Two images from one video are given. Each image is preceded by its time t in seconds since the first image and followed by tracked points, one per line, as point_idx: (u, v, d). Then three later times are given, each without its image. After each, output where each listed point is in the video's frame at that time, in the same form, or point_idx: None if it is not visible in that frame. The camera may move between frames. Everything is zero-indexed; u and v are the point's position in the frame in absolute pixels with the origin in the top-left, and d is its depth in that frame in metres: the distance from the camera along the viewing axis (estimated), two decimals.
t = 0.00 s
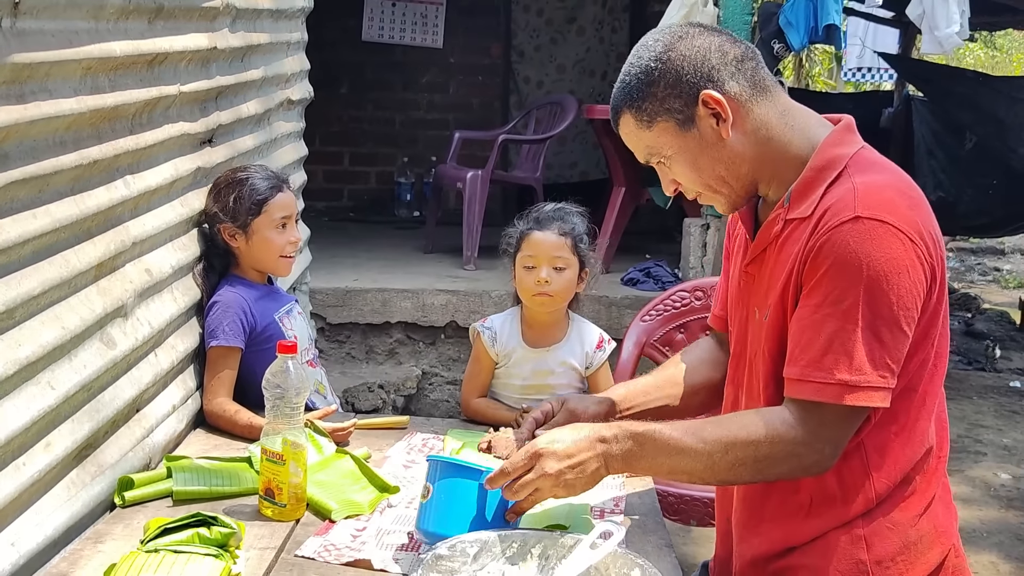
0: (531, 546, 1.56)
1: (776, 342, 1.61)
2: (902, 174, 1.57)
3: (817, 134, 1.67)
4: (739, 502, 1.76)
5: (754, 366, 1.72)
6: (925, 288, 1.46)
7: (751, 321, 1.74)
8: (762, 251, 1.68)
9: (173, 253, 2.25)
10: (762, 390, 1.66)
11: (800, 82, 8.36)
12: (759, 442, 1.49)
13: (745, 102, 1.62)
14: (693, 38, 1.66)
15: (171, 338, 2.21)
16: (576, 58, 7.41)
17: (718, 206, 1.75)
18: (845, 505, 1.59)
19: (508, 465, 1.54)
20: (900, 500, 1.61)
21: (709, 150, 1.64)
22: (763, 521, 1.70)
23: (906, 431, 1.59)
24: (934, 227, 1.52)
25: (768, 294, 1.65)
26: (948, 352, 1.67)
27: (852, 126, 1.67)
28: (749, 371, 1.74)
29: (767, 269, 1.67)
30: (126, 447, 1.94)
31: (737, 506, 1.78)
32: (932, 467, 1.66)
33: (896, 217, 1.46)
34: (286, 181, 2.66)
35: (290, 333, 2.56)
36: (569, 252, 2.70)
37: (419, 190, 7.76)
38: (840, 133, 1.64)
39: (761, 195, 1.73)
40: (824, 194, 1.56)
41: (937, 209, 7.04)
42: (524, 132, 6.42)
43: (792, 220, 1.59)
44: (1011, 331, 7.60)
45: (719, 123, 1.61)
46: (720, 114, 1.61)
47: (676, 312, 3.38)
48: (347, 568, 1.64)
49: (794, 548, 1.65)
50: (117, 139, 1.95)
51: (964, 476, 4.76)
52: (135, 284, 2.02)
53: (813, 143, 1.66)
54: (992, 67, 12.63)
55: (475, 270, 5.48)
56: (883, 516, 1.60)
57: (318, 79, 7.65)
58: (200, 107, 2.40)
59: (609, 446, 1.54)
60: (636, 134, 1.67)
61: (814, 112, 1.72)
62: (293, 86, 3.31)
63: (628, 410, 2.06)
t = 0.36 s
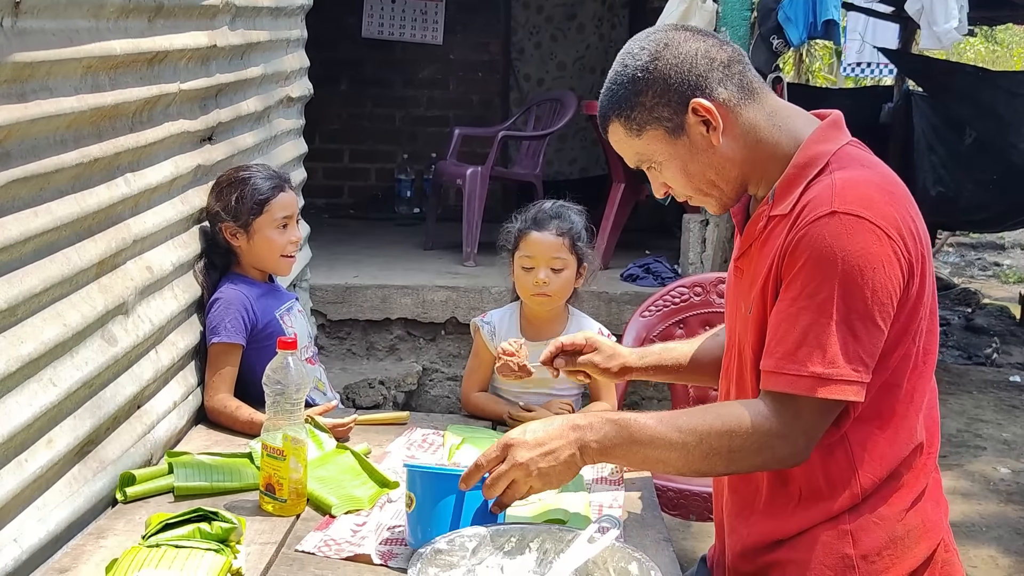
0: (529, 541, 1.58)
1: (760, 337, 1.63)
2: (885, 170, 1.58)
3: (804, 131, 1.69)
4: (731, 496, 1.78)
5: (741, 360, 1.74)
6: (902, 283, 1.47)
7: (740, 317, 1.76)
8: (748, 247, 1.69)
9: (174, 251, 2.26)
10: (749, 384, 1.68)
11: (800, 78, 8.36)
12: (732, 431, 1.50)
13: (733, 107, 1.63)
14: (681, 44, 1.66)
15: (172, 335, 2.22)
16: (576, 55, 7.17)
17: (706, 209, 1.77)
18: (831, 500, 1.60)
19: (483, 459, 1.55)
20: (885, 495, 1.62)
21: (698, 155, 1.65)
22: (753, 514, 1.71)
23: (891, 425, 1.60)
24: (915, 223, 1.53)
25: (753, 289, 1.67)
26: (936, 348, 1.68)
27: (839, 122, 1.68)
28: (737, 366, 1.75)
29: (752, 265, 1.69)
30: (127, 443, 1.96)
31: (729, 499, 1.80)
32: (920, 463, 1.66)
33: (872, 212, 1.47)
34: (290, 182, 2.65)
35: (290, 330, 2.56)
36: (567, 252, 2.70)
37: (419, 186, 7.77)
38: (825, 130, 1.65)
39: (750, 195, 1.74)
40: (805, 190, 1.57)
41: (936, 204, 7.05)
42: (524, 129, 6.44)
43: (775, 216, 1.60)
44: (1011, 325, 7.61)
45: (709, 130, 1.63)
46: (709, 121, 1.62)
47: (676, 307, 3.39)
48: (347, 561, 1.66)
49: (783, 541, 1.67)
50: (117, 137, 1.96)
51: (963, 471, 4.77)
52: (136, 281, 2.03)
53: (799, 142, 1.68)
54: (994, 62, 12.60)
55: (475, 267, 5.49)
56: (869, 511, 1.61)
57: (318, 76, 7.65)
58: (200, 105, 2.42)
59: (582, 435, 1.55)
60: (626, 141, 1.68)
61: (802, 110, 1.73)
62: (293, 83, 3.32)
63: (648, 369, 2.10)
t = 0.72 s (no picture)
0: (530, 534, 1.58)
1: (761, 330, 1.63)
2: (883, 162, 1.58)
3: (801, 125, 1.69)
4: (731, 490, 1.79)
5: (740, 355, 1.74)
6: (900, 273, 1.47)
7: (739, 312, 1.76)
8: (748, 241, 1.69)
9: (176, 246, 2.26)
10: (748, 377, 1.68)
11: (803, 73, 8.35)
12: (743, 417, 1.49)
13: (731, 103, 1.64)
14: (676, 43, 1.66)
15: (174, 330, 2.23)
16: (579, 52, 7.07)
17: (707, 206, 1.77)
18: (830, 493, 1.60)
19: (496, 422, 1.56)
20: (883, 487, 1.62)
21: (697, 153, 1.66)
22: (752, 509, 1.72)
23: (890, 417, 1.60)
24: (913, 214, 1.54)
25: (752, 283, 1.67)
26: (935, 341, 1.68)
27: (836, 115, 1.68)
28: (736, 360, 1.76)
29: (750, 259, 1.69)
30: (131, 437, 1.96)
31: (729, 493, 1.81)
32: (920, 455, 1.67)
33: (870, 204, 1.47)
34: (291, 177, 2.64)
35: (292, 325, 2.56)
36: (570, 251, 2.70)
37: (422, 182, 7.77)
38: (823, 123, 1.65)
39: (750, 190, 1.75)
40: (803, 182, 1.57)
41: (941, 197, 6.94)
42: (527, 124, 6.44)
43: (773, 209, 1.60)
44: (1015, 321, 7.60)
45: (707, 127, 1.63)
46: (708, 120, 1.63)
47: (678, 303, 3.40)
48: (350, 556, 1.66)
49: (782, 535, 1.67)
50: (119, 132, 1.96)
51: (966, 465, 4.77)
52: (138, 276, 2.03)
53: (797, 136, 1.68)
54: (997, 57, 12.57)
55: (477, 263, 5.50)
56: (867, 504, 1.61)
57: (321, 72, 7.66)
58: (203, 101, 2.42)
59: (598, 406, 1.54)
60: (625, 141, 1.68)
61: (799, 103, 1.74)
62: (295, 79, 3.32)
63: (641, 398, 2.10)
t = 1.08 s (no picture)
0: (533, 530, 1.57)
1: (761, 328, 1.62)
2: (883, 162, 1.57)
3: (804, 120, 1.67)
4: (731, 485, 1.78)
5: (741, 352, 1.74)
6: (897, 275, 1.46)
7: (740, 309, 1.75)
8: (747, 240, 1.69)
9: (178, 242, 2.25)
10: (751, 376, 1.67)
11: (807, 68, 8.33)
12: (739, 429, 1.52)
13: (734, 98, 1.62)
14: (678, 37, 1.65)
15: (176, 326, 2.22)
16: (582, 48, 7.08)
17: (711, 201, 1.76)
18: (830, 489, 1.59)
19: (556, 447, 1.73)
20: (883, 483, 1.61)
21: (699, 148, 1.65)
22: (752, 504, 1.71)
23: (891, 413, 1.59)
24: (913, 214, 1.52)
25: (751, 283, 1.66)
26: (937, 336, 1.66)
27: (838, 112, 1.66)
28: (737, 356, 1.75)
29: (750, 258, 1.68)
30: (132, 433, 1.96)
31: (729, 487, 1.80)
32: (922, 451, 1.65)
33: (867, 207, 1.46)
34: (288, 173, 2.58)
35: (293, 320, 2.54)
36: (573, 246, 2.68)
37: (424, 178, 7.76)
38: (824, 120, 1.63)
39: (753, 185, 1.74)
40: (801, 183, 1.56)
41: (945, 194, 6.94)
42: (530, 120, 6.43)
43: (772, 208, 1.59)
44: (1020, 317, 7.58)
45: (710, 122, 1.62)
46: (711, 114, 1.62)
47: (682, 299, 3.39)
48: (351, 552, 1.65)
49: (781, 529, 1.66)
50: (120, 127, 1.95)
51: (971, 461, 4.75)
52: (140, 272, 2.02)
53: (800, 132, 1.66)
54: (1002, 52, 12.51)
55: (481, 259, 5.49)
56: (868, 499, 1.60)
57: (323, 68, 7.65)
58: (204, 95, 2.41)
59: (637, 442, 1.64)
60: (627, 136, 1.68)
61: (802, 98, 1.72)
62: (297, 74, 3.31)
63: (647, 413, 2.09)
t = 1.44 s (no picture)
0: (538, 524, 1.57)
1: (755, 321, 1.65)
2: (881, 160, 1.57)
3: (807, 116, 1.67)
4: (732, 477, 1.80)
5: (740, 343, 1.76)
6: (883, 274, 1.48)
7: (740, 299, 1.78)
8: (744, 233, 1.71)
9: (184, 238, 2.25)
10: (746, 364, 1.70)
11: (811, 65, 8.32)
12: (709, 431, 1.60)
13: (738, 93, 1.63)
14: (682, 32, 1.65)
15: (181, 322, 2.22)
16: (585, 45, 7.09)
17: (714, 194, 1.77)
18: (825, 483, 1.61)
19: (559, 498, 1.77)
20: (880, 478, 1.62)
21: (702, 144, 1.66)
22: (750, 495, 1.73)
23: (887, 409, 1.60)
24: (907, 215, 1.53)
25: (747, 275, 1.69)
26: (938, 332, 1.66)
27: (842, 108, 1.65)
28: (734, 345, 1.76)
29: (745, 251, 1.71)
30: (137, 429, 1.97)
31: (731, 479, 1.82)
32: (920, 448, 1.65)
33: (854, 205, 1.48)
34: (292, 170, 2.56)
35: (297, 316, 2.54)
36: (576, 243, 2.68)
37: (428, 175, 7.76)
38: (827, 115, 1.63)
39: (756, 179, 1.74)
40: (794, 179, 1.58)
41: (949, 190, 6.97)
42: (533, 117, 6.42)
43: (766, 203, 1.62)
44: None
45: (713, 118, 1.63)
46: (714, 110, 1.62)
47: (685, 295, 3.40)
48: (356, 546, 1.66)
49: (779, 522, 1.68)
50: (126, 123, 1.96)
51: (975, 457, 4.75)
52: (145, 268, 2.03)
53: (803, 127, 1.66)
54: (1006, 48, 12.47)
55: (484, 256, 5.49)
56: (864, 494, 1.61)
57: (327, 65, 7.65)
58: (209, 92, 2.41)
59: (641, 505, 1.69)
60: (630, 132, 1.69)
61: (808, 92, 1.71)
62: (301, 71, 3.31)
63: (663, 400, 2.09)
